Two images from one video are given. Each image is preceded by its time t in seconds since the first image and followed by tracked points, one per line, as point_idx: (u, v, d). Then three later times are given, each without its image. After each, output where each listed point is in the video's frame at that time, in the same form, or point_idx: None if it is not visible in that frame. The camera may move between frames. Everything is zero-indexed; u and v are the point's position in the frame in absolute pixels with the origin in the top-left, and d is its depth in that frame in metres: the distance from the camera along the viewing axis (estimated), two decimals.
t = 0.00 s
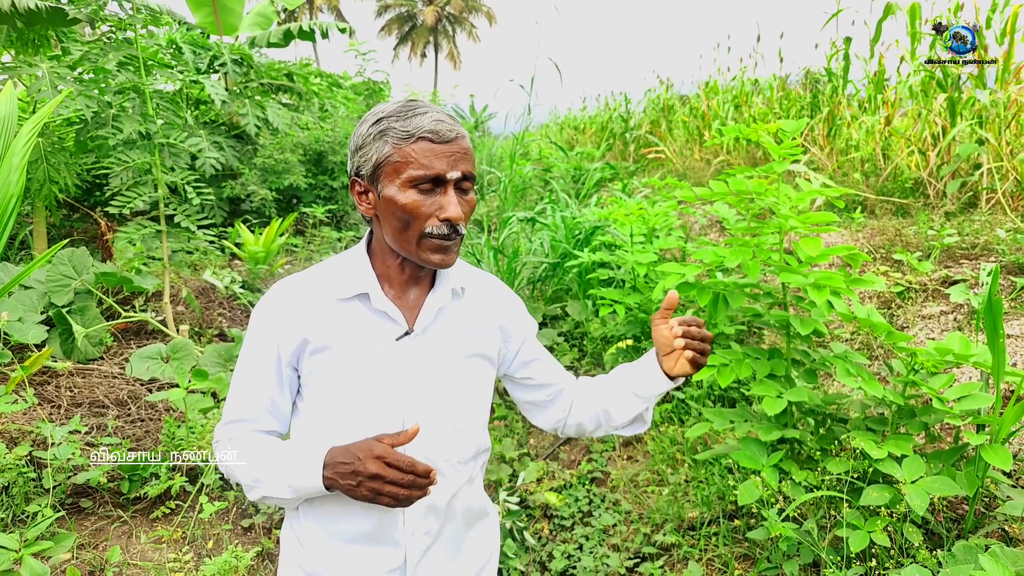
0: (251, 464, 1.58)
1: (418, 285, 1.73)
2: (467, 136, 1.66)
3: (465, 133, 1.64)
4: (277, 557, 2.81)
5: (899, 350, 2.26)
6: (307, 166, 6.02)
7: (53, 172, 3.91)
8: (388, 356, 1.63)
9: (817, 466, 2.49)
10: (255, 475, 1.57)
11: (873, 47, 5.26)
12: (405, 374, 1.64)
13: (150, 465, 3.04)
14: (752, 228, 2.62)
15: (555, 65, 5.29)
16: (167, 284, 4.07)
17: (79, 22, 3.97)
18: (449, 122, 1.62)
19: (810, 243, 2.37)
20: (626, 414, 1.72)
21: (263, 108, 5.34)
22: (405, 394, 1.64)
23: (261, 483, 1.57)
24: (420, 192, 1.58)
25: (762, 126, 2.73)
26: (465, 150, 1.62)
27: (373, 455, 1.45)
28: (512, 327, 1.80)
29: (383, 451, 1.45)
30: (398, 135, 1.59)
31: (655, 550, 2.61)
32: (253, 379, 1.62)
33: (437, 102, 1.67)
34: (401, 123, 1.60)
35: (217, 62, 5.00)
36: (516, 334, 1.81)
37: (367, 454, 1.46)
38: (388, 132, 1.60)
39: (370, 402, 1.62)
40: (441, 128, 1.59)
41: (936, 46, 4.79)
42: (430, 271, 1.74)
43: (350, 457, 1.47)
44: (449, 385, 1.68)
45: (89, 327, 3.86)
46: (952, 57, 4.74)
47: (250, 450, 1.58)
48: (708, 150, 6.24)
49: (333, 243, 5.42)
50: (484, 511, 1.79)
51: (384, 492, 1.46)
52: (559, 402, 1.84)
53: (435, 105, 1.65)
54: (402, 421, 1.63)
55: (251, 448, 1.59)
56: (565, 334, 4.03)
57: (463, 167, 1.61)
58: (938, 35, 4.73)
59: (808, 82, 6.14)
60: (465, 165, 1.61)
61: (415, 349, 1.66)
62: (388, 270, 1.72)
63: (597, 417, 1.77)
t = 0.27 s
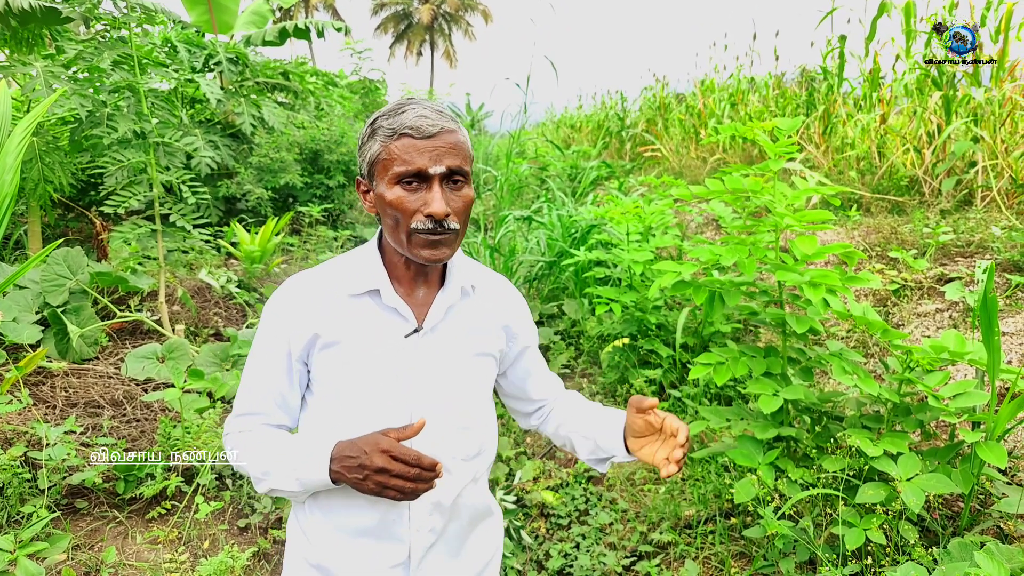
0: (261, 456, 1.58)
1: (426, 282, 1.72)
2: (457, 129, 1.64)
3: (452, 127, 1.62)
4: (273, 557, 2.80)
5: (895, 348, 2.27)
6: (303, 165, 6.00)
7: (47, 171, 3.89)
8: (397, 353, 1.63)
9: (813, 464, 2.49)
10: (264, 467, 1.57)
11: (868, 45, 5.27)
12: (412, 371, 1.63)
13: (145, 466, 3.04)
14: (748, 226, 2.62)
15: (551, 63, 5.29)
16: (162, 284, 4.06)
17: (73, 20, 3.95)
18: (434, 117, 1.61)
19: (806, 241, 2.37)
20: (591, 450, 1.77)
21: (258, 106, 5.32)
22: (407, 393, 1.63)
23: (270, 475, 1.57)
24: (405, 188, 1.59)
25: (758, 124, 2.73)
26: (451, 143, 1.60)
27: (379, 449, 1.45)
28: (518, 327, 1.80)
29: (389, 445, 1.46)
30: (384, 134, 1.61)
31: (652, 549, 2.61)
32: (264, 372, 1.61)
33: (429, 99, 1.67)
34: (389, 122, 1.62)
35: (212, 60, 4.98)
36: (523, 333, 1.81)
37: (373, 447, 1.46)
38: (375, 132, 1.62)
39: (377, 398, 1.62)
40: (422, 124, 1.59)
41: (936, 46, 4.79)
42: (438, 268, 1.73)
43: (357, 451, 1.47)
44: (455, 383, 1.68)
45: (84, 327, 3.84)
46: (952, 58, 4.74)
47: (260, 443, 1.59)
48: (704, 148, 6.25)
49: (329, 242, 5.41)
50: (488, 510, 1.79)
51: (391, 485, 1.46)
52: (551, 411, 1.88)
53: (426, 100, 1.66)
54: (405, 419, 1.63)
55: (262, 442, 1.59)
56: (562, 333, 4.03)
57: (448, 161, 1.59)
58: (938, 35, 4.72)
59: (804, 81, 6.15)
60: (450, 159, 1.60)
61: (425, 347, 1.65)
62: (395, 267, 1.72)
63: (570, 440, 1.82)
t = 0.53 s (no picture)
0: (271, 450, 1.61)
1: (429, 279, 1.72)
2: (460, 128, 1.63)
3: (455, 126, 1.61)
4: (274, 555, 2.80)
5: (896, 346, 2.27)
6: (304, 164, 6.00)
7: (48, 170, 3.89)
8: (400, 348, 1.63)
9: (813, 463, 2.49)
10: (274, 460, 1.59)
11: (869, 43, 5.27)
12: (415, 366, 1.63)
13: (146, 464, 3.04)
14: (749, 224, 2.62)
15: (551, 62, 5.28)
16: (163, 282, 4.06)
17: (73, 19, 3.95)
18: (436, 116, 1.61)
19: (807, 239, 2.38)
20: (579, 439, 1.73)
21: (258, 105, 5.32)
22: (408, 390, 1.63)
23: (280, 469, 1.59)
24: (406, 186, 1.59)
25: (759, 122, 2.72)
26: (452, 143, 1.60)
27: (382, 442, 1.45)
28: (521, 324, 1.78)
29: (391, 436, 1.45)
30: (387, 131, 1.61)
31: (653, 547, 2.61)
32: (271, 368, 1.64)
33: (434, 97, 1.67)
34: (392, 119, 1.62)
35: (213, 59, 4.97)
36: (528, 329, 1.80)
37: (376, 440, 1.46)
38: (378, 129, 1.63)
39: (381, 393, 1.62)
40: (423, 122, 1.59)
41: (936, 45, 4.79)
42: (441, 266, 1.73)
43: (359, 445, 1.47)
44: (459, 379, 1.67)
45: (85, 325, 3.84)
46: (952, 57, 4.74)
47: (270, 437, 1.62)
48: (705, 147, 6.25)
49: (330, 240, 5.41)
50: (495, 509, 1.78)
51: (393, 476, 1.46)
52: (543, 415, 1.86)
53: (430, 99, 1.65)
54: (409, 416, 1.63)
55: (271, 437, 1.62)
56: (562, 332, 4.03)
57: (448, 160, 1.59)
58: (938, 35, 4.72)
59: (805, 79, 6.14)
60: (451, 158, 1.59)
61: (427, 342, 1.65)
62: (399, 265, 1.73)
63: (557, 436, 1.79)
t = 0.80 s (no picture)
0: (272, 449, 1.61)
1: (427, 278, 1.72)
2: (449, 121, 1.63)
3: (443, 119, 1.61)
4: (273, 555, 2.80)
5: (896, 346, 2.26)
6: (304, 163, 6.00)
7: (48, 169, 3.89)
8: (399, 347, 1.63)
9: (813, 463, 2.49)
10: (275, 459, 1.59)
11: (869, 43, 5.26)
12: (414, 366, 1.63)
13: (146, 464, 3.04)
14: (749, 223, 2.62)
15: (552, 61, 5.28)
16: (163, 281, 4.06)
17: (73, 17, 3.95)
18: (424, 110, 1.61)
19: (808, 238, 2.37)
20: (583, 440, 1.74)
21: (259, 104, 5.32)
22: (408, 390, 1.62)
23: (281, 467, 1.59)
24: (398, 182, 1.59)
25: (760, 121, 2.72)
26: (442, 136, 1.60)
27: (377, 443, 1.46)
28: (521, 322, 1.78)
29: (386, 436, 1.46)
30: (377, 130, 1.62)
31: (652, 547, 2.61)
32: (272, 368, 1.65)
33: (422, 93, 1.67)
34: (382, 118, 1.63)
35: (213, 58, 4.96)
36: (527, 327, 1.79)
37: (371, 441, 1.46)
38: (369, 129, 1.64)
39: (381, 393, 1.62)
40: (412, 117, 1.59)
41: (935, 45, 4.79)
42: (438, 264, 1.73)
43: (354, 445, 1.48)
44: (458, 379, 1.66)
45: (85, 324, 3.84)
46: (952, 57, 4.73)
47: (272, 437, 1.62)
48: (705, 146, 6.25)
49: (330, 239, 5.41)
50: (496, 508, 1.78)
51: (388, 476, 1.46)
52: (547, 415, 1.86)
53: (418, 95, 1.66)
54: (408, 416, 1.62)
55: (273, 436, 1.62)
56: (562, 331, 4.03)
57: (439, 154, 1.58)
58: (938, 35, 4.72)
59: (805, 78, 6.14)
60: (441, 151, 1.58)
61: (426, 341, 1.65)
62: (396, 264, 1.73)
63: (562, 436, 1.80)
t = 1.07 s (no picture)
0: (264, 448, 1.61)
1: (426, 278, 1.72)
2: (439, 118, 1.63)
3: (433, 116, 1.62)
4: (272, 555, 2.80)
5: (895, 347, 2.27)
6: (303, 163, 6.00)
7: (47, 168, 3.89)
8: (399, 347, 1.63)
9: (812, 463, 2.50)
10: (267, 458, 1.59)
11: (868, 44, 5.27)
12: (415, 366, 1.63)
13: (144, 464, 3.03)
14: (748, 224, 2.62)
15: (552, 62, 5.29)
16: (162, 281, 4.06)
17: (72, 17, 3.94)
18: (413, 108, 1.61)
19: (806, 239, 2.37)
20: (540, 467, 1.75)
21: (258, 104, 5.32)
22: (409, 390, 1.62)
23: (273, 467, 1.59)
24: (391, 181, 1.59)
25: (759, 122, 2.72)
26: (432, 133, 1.60)
27: (375, 442, 1.47)
28: (520, 322, 1.78)
29: (382, 435, 1.48)
30: (368, 131, 1.63)
31: (652, 547, 2.62)
32: (270, 369, 1.64)
33: (411, 93, 1.68)
34: (373, 119, 1.64)
35: (212, 58, 4.96)
36: (526, 326, 1.79)
37: (368, 441, 1.48)
38: (361, 131, 1.65)
39: (381, 393, 1.61)
40: (401, 116, 1.60)
41: (936, 45, 4.79)
42: (436, 264, 1.73)
43: (351, 444, 1.49)
44: (458, 378, 1.66)
45: (84, 324, 3.84)
46: (952, 57, 4.73)
47: (264, 436, 1.62)
48: (704, 147, 6.25)
49: (329, 239, 5.41)
50: (496, 509, 1.77)
51: (384, 475, 1.48)
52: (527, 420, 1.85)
53: (408, 94, 1.67)
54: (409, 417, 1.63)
55: (266, 435, 1.62)
56: (561, 331, 4.04)
57: (430, 151, 1.59)
58: (938, 35, 4.72)
59: (804, 79, 6.14)
60: (432, 148, 1.59)
61: (426, 341, 1.65)
62: (394, 264, 1.73)
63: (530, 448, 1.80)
